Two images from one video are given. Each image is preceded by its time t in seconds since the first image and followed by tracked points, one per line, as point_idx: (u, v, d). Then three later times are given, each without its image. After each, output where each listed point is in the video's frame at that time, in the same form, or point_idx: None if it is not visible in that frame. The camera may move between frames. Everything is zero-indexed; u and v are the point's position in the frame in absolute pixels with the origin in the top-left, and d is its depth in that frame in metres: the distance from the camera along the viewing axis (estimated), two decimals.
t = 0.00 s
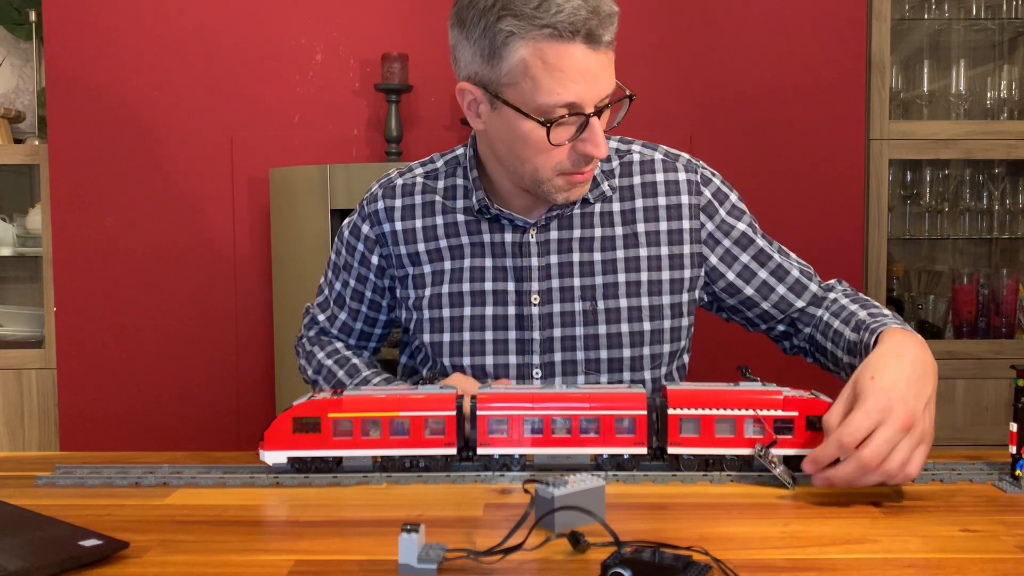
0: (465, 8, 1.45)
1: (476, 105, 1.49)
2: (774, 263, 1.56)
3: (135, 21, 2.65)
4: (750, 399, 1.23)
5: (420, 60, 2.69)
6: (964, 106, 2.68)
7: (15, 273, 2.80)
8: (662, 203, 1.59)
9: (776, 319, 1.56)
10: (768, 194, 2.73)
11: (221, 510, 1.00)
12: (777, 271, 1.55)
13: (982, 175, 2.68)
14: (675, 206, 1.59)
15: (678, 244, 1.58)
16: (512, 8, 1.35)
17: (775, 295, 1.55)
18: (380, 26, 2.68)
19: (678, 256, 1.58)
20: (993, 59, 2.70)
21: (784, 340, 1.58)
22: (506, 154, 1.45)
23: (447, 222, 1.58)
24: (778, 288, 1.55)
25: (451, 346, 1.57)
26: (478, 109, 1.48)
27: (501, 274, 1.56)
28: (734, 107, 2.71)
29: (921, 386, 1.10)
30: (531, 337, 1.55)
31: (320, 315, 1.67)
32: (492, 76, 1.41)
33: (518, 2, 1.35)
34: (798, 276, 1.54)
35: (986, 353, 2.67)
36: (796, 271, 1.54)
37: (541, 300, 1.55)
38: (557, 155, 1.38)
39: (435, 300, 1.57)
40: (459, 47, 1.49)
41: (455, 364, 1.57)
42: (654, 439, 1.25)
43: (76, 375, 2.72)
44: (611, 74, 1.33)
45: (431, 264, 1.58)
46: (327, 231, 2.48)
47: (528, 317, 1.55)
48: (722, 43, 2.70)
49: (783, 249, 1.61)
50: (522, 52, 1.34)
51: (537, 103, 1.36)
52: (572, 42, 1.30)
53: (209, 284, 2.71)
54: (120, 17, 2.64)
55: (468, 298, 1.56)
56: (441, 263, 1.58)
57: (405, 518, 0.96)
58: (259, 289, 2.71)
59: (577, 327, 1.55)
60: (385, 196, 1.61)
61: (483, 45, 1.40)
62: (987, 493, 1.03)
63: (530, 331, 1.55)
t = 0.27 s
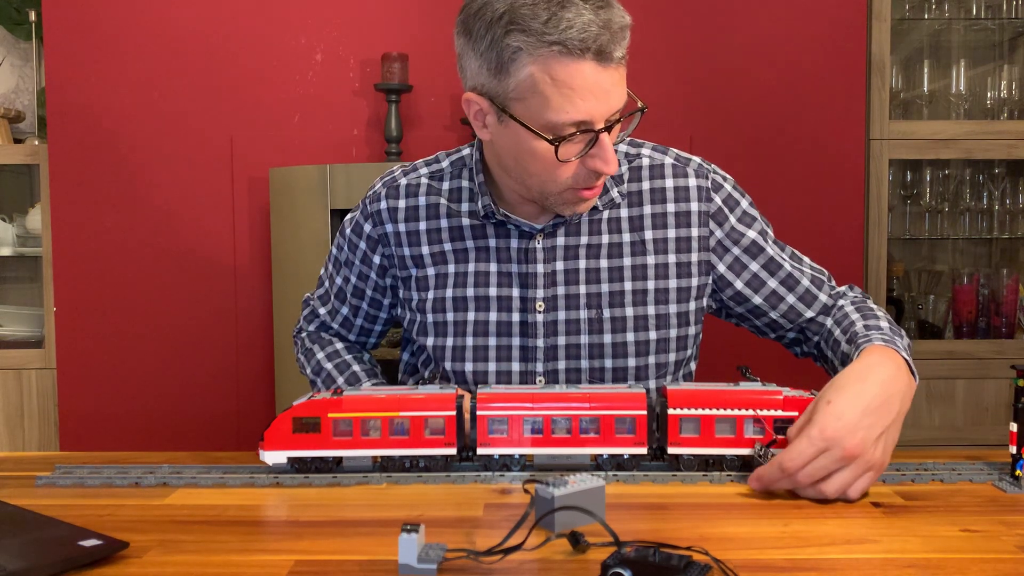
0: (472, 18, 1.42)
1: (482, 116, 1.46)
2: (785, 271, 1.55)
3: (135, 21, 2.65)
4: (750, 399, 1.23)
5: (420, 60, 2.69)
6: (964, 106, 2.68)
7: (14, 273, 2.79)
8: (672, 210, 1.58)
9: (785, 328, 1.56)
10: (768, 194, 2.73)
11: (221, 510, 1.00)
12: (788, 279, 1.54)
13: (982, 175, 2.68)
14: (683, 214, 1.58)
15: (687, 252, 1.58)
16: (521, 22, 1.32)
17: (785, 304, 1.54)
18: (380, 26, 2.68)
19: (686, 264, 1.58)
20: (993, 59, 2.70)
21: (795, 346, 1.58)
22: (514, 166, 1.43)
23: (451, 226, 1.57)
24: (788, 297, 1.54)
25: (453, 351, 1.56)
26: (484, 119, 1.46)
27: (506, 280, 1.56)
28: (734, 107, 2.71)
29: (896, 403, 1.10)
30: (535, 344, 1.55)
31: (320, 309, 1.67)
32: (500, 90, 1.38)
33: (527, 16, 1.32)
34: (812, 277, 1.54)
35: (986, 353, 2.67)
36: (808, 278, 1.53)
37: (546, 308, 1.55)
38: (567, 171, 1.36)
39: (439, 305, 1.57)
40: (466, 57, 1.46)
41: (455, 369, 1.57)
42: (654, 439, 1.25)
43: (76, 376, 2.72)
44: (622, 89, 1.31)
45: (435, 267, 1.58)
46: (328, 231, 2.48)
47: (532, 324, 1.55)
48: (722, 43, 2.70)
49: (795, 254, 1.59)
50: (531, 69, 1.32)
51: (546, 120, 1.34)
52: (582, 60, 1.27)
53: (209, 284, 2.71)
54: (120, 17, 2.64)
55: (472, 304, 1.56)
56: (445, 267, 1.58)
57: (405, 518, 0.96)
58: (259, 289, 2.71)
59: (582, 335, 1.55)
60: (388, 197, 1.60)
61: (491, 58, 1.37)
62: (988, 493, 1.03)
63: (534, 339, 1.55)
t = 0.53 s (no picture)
0: (478, 23, 1.41)
1: (489, 121, 1.46)
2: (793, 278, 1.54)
3: (135, 21, 2.65)
4: (749, 399, 1.23)
5: (420, 60, 2.69)
6: (964, 106, 2.68)
7: (14, 273, 2.79)
8: (678, 214, 1.58)
9: (792, 334, 1.56)
10: (768, 194, 2.73)
11: (221, 510, 1.00)
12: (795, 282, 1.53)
13: (982, 175, 2.67)
14: (690, 218, 1.58)
15: (693, 257, 1.58)
16: (529, 30, 1.32)
17: (792, 310, 1.53)
18: (380, 26, 2.68)
19: (692, 269, 1.58)
20: (993, 59, 2.70)
21: (801, 351, 1.58)
22: (520, 172, 1.43)
23: (455, 227, 1.57)
24: (793, 302, 1.53)
25: (455, 353, 1.56)
26: (491, 124, 1.46)
27: (509, 283, 1.56)
28: (734, 107, 2.71)
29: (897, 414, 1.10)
30: (537, 348, 1.55)
31: (325, 307, 1.68)
32: (507, 97, 1.38)
33: (534, 24, 1.31)
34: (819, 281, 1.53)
35: (986, 353, 2.67)
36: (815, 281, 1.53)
37: (549, 311, 1.55)
38: (573, 178, 1.36)
39: (441, 306, 1.57)
40: (473, 61, 1.46)
41: (457, 371, 1.57)
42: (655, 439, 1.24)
43: (76, 376, 2.72)
44: (630, 97, 1.31)
45: (438, 269, 1.58)
46: (328, 231, 2.48)
47: (534, 327, 1.55)
48: (722, 43, 2.70)
49: (803, 259, 1.59)
50: (540, 78, 1.32)
51: (553, 129, 1.33)
52: (591, 69, 1.27)
53: (209, 284, 2.71)
54: (120, 17, 2.64)
55: (475, 307, 1.56)
56: (448, 269, 1.58)
57: (405, 518, 0.96)
58: (259, 289, 2.71)
59: (585, 339, 1.55)
60: (392, 196, 1.60)
61: (498, 65, 1.37)
62: (988, 493, 1.03)
63: (537, 343, 1.55)
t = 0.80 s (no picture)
0: (483, 18, 1.42)
1: (492, 114, 1.46)
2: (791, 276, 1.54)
3: (135, 21, 2.65)
4: (749, 399, 1.23)
5: (420, 60, 2.69)
6: (964, 106, 2.68)
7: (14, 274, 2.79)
8: (679, 213, 1.58)
9: (790, 333, 1.56)
10: (768, 194, 2.73)
11: (220, 510, 1.00)
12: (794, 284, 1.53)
13: (982, 175, 2.68)
14: (691, 217, 1.58)
15: (694, 255, 1.58)
16: (532, 23, 1.32)
17: (790, 309, 1.53)
18: (380, 26, 2.68)
19: (692, 267, 1.57)
20: (993, 59, 2.70)
21: (798, 352, 1.58)
22: (521, 165, 1.43)
23: (458, 222, 1.58)
24: (792, 302, 1.53)
25: (456, 348, 1.56)
26: (494, 117, 1.46)
27: (510, 278, 1.56)
28: (734, 107, 2.71)
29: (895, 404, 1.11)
30: (537, 343, 1.55)
31: (325, 303, 1.68)
32: (509, 90, 1.38)
33: (538, 17, 1.32)
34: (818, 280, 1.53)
35: (986, 353, 2.67)
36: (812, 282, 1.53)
37: (549, 307, 1.55)
38: (572, 172, 1.36)
39: (441, 301, 1.57)
40: (477, 56, 1.46)
41: (457, 367, 1.57)
42: (655, 438, 1.25)
43: (77, 375, 2.72)
44: (631, 92, 1.31)
45: (439, 264, 1.58)
46: (328, 230, 2.48)
47: (535, 322, 1.55)
48: (722, 43, 2.70)
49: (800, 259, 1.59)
50: (542, 70, 1.32)
51: (554, 121, 1.33)
52: (592, 62, 1.27)
53: (209, 284, 2.71)
54: (120, 17, 2.64)
55: (476, 302, 1.56)
56: (449, 264, 1.58)
57: (405, 518, 0.96)
58: (259, 289, 2.71)
59: (585, 336, 1.56)
60: (397, 190, 1.61)
61: (501, 58, 1.37)
62: (988, 493, 1.03)
63: (537, 338, 1.55)
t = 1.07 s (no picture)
0: (479, 7, 1.45)
1: (489, 103, 1.48)
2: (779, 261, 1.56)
3: (135, 21, 2.65)
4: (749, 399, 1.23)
5: (420, 60, 2.69)
6: (964, 106, 2.68)
7: (14, 274, 2.79)
8: (673, 203, 1.59)
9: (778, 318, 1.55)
10: (768, 194, 2.73)
11: (221, 510, 1.00)
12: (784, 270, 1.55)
13: (982, 175, 2.68)
14: (685, 207, 1.59)
15: (689, 244, 1.58)
16: (526, 9, 1.36)
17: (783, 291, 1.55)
18: (380, 26, 2.68)
19: (687, 256, 1.58)
20: (993, 60, 2.70)
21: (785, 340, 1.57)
22: (516, 152, 1.45)
23: (460, 213, 1.58)
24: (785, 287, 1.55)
25: (457, 337, 1.56)
26: (491, 106, 1.48)
27: (510, 267, 1.57)
28: (734, 107, 2.71)
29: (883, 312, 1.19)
30: (539, 330, 1.54)
31: (321, 304, 1.67)
32: (504, 76, 1.41)
33: (531, 3, 1.35)
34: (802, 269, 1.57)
35: (986, 353, 2.67)
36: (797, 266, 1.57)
37: (550, 294, 1.55)
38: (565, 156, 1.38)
39: (443, 292, 1.58)
40: (474, 45, 1.49)
41: (457, 356, 1.56)
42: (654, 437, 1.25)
43: (77, 375, 2.72)
44: (622, 77, 1.33)
45: (439, 254, 1.59)
46: (328, 230, 2.48)
47: (536, 309, 1.55)
48: (722, 43, 2.70)
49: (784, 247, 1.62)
50: (534, 54, 1.35)
51: (547, 104, 1.36)
52: (583, 45, 1.30)
53: (209, 283, 2.71)
54: (120, 17, 2.65)
55: (476, 291, 1.56)
56: (449, 254, 1.58)
57: (405, 518, 0.96)
58: (259, 289, 2.71)
59: (585, 322, 1.55)
60: (399, 185, 1.62)
61: (496, 44, 1.40)
62: (987, 493, 1.03)
63: (538, 325, 1.55)
